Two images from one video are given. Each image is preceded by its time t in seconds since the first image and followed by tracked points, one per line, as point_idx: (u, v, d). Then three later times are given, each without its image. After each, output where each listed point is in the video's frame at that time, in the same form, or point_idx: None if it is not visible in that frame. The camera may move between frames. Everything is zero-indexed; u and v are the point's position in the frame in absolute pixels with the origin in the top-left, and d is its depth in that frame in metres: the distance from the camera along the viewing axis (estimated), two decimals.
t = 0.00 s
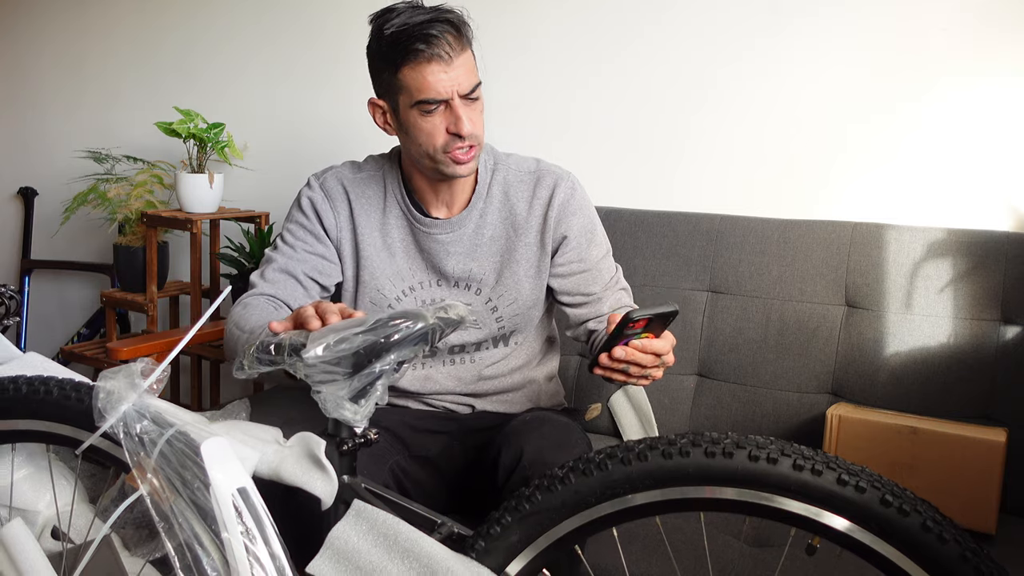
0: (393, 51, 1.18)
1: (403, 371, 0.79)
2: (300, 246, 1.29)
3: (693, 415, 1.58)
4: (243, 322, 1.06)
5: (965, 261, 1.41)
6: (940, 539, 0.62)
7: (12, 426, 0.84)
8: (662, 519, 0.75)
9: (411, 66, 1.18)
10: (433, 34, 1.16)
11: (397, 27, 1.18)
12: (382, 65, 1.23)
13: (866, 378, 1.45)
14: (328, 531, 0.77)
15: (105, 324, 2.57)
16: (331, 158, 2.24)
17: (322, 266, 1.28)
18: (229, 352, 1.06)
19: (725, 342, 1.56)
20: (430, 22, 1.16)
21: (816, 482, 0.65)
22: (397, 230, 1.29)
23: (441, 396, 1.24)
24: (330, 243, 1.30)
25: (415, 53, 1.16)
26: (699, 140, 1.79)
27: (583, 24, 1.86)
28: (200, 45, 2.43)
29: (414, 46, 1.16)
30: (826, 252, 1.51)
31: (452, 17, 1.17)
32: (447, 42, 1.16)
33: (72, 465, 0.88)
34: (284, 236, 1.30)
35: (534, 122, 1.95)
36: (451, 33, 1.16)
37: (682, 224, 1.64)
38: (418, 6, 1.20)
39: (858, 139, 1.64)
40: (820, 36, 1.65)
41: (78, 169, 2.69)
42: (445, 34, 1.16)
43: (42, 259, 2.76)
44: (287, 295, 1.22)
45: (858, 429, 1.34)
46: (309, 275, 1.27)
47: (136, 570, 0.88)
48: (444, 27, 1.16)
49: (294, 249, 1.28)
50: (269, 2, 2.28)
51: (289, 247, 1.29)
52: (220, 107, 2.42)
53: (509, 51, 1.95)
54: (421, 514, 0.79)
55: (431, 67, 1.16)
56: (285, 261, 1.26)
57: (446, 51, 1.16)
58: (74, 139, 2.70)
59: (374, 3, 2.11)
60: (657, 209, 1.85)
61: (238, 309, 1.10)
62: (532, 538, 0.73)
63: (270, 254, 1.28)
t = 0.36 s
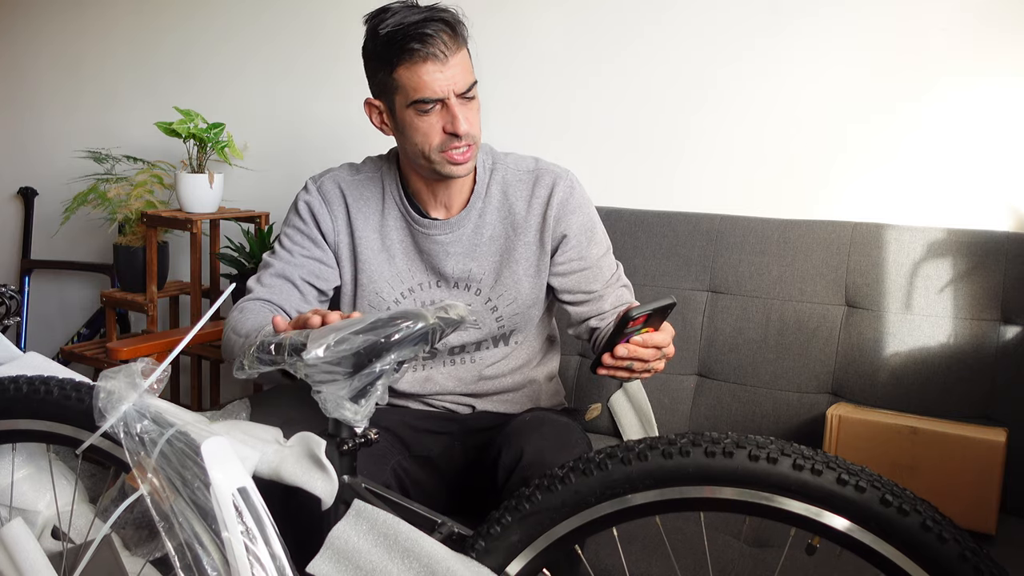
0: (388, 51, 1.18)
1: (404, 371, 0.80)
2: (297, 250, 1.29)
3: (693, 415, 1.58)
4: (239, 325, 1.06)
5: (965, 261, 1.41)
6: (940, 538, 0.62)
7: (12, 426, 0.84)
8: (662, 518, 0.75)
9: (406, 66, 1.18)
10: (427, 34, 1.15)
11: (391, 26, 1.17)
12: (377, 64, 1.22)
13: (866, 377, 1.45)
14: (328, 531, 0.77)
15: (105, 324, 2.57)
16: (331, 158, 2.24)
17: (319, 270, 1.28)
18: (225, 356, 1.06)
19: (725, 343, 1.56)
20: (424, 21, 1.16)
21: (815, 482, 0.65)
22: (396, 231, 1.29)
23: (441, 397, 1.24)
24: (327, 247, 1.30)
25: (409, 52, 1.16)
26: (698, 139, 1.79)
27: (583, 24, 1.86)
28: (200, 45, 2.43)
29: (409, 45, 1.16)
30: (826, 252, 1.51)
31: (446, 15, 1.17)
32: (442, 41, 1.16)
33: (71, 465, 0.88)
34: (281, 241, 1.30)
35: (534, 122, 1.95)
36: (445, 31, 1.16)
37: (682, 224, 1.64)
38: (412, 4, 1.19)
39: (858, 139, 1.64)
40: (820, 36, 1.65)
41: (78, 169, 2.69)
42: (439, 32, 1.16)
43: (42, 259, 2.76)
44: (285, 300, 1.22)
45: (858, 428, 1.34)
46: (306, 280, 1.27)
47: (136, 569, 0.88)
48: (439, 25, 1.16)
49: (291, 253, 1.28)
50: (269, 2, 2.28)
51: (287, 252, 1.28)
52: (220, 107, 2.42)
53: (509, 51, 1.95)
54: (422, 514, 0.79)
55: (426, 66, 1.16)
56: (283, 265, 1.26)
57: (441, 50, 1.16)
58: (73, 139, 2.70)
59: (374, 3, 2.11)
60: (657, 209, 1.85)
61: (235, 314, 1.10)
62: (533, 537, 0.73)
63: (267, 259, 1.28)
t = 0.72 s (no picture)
0: (388, 47, 1.19)
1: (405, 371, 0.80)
2: (296, 250, 1.29)
3: (693, 415, 1.58)
4: (237, 323, 1.06)
5: (965, 261, 1.41)
6: (940, 537, 0.62)
7: (15, 426, 0.84)
8: (662, 518, 0.75)
9: (405, 62, 1.18)
10: (428, 30, 1.16)
11: (391, 23, 1.18)
12: (376, 61, 1.23)
13: (866, 377, 1.45)
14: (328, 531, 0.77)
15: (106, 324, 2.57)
16: (332, 159, 2.24)
17: (317, 269, 1.28)
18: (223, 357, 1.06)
19: (725, 343, 1.56)
20: (424, 17, 1.17)
21: (816, 481, 0.65)
22: (395, 231, 1.29)
23: (440, 396, 1.25)
24: (326, 247, 1.31)
25: (409, 48, 1.16)
26: (697, 139, 1.79)
27: (583, 24, 1.86)
28: (201, 45, 2.43)
29: (409, 41, 1.16)
30: (826, 252, 1.51)
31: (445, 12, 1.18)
32: (442, 38, 1.16)
33: (73, 465, 0.88)
34: (280, 241, 1.31)
35: (534, 122, 1.95)
36: (446, 28, 1.16)
37: (682, 224, 1.64)
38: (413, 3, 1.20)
39: (858, 140, 1.64)
40: (823, 35, 1.64)
41: (79, 169, 2.69)
42: (439, 29, 1.16)
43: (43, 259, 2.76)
44: (283, 299, 1.23)
45: (858, 428, 1.34)
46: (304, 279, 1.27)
47: (137, 569, 0.88)
48: (439, 22, 1.16)
49: (289, 253, 1.28)
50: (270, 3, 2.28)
51: (285, 251, 1.29)
52: (221, 107, 2.42)
53: (510, 52, 1.95)
54: (423, 513, 0.79)
55: (426, 62, 1.16)
56: (281, 265, 1.26)
57: (441, 47, 1.16)
58: (74, 139, 2.70)
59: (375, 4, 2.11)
60: (657, 209, 1.85)
61: (232, 311, 1.10)
62: (534, 536, 0.73)
63: (266, 259, 1.28)
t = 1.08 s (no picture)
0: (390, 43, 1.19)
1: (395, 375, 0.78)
2: (314, 221, 1.27)
3: (693, 416, 1.56)
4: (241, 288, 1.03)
5: (965, 261, 1.39)
6: (946, 550, 0.60)
7: None
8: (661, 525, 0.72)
9: (402, 56, 1.18)
10: (424, 23, 1.15)
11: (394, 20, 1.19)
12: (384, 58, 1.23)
13: (866, 377, 1.43)
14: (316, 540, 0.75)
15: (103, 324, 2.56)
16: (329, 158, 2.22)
17: (332, 246, 1.26)
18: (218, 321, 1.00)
19: (725, 343, 1.54)
20: (423, 11, 1.16)
21: (817, 492, 0.63)
22: (416, 222, 1.27)
23: (451, 394, 1.21)
24: (342, 223, 1.29)
25: (405, 43, 1.16)
26: (696, 138, 1.77)
27: (581, 22, 1.84)
28: (198, 43, 2.41)
29: (404, 36, 1.16)
30: (826, 252, 1.49)
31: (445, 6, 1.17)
32: (436, 32, 1.15)
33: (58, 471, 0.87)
34: (299, 210, 1.28)
35: (533, 121, 1.93)
36: (433, 22, 1.15)
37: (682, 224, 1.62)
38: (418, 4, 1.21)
39: (857, 138, 1.62)
40: (822, 32, 1.62)
41: (77, 169, 2.68)
42: (434, 22, 1.15)
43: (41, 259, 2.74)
44: (292, 266, 1.20)
45: (859, 430, 1.32)
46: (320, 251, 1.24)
47: None
48: (435, 15, 1.15)
49: (306, 222, 1.26)
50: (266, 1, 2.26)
51: (303, 220, 1.26)
52: (218, 106, 2.41)
53: (508, 49, 1.93)
54: (415, 520, 0.77)
55: (419, 56, 1.15)
56: (298, 232, 1.24)
57: (435, 41, 1.15)
58: (71, 139, 2.68)
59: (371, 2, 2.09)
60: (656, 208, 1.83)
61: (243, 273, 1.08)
62: (528, 546, 0.71)
63: (282, 225, 1.26)
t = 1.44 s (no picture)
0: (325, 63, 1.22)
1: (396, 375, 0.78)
2: (305, 238, 1.28)
3: (693, 416, 1.56)
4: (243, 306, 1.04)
5: (965, 261, 1.39)
6: (945, 548, 0.60)
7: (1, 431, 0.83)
8: (661, 525, 0.73)
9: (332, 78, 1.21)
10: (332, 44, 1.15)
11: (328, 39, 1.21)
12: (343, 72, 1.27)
13: (866, 377, 1.43)
14: (317, 539, 0.75)
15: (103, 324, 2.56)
16: (329, 159, 2.22)
17: (326, 261, 1.27)
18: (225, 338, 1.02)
19: (725, 343, 1.55)
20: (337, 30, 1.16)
21: (817, 491, 0.63)
22: (403, 230, 1.27)
23: (450, 401, 1.23)
24: (334, 237, 1.29)
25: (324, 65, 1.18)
26: (697, 137, 1.77)
27: (581, 22, 1.84)
28: (199, 44, 2.41)
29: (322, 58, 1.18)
30: (825, 252, 1.49)
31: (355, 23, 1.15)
32: (342, 51, 1.14)
33: (60, 470, 0.87)
34: (290, 229, 1.29)
35: (533, 121, 1.94)
36: (340, 42, 1.14)
37: (682, 224, 1.62)
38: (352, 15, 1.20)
39: (857, 139, 1.62)
40: (822, 33, 1.62)
41: (77, 169, 2.68)
42: (340, 41, 1.14)
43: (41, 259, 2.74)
44: (289, 286, 1.20)
45: (858, 429, 1.32)
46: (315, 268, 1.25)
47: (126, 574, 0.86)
48: (343, 34, 1.15)
49: (298, 240, 1.27)
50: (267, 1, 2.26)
51: (295, 239, 1.27)
52: (219, 106, 2.41)
53: (508, 50, 1.94)
54: (416, 520, 0.77)
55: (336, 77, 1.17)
56: (291, 252, 1.25)
57: (342, 61, 1.15)
58: (72, 139, 2.68)
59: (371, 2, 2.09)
60: (656, 208, 1.83)
61: (244, 296, 1.09)
62: (528, 544, 0.71)
63: (276, 247, 1.27)
